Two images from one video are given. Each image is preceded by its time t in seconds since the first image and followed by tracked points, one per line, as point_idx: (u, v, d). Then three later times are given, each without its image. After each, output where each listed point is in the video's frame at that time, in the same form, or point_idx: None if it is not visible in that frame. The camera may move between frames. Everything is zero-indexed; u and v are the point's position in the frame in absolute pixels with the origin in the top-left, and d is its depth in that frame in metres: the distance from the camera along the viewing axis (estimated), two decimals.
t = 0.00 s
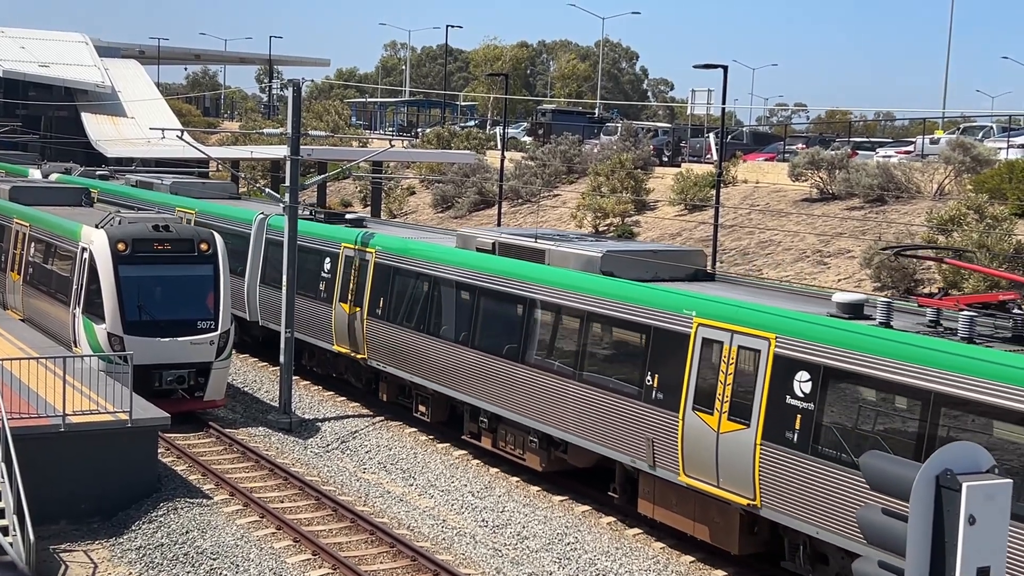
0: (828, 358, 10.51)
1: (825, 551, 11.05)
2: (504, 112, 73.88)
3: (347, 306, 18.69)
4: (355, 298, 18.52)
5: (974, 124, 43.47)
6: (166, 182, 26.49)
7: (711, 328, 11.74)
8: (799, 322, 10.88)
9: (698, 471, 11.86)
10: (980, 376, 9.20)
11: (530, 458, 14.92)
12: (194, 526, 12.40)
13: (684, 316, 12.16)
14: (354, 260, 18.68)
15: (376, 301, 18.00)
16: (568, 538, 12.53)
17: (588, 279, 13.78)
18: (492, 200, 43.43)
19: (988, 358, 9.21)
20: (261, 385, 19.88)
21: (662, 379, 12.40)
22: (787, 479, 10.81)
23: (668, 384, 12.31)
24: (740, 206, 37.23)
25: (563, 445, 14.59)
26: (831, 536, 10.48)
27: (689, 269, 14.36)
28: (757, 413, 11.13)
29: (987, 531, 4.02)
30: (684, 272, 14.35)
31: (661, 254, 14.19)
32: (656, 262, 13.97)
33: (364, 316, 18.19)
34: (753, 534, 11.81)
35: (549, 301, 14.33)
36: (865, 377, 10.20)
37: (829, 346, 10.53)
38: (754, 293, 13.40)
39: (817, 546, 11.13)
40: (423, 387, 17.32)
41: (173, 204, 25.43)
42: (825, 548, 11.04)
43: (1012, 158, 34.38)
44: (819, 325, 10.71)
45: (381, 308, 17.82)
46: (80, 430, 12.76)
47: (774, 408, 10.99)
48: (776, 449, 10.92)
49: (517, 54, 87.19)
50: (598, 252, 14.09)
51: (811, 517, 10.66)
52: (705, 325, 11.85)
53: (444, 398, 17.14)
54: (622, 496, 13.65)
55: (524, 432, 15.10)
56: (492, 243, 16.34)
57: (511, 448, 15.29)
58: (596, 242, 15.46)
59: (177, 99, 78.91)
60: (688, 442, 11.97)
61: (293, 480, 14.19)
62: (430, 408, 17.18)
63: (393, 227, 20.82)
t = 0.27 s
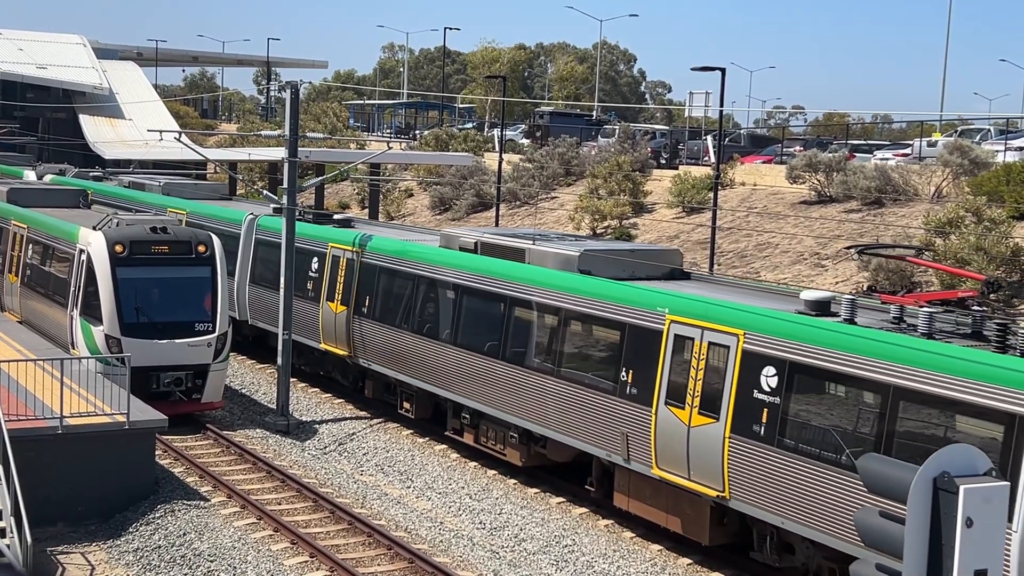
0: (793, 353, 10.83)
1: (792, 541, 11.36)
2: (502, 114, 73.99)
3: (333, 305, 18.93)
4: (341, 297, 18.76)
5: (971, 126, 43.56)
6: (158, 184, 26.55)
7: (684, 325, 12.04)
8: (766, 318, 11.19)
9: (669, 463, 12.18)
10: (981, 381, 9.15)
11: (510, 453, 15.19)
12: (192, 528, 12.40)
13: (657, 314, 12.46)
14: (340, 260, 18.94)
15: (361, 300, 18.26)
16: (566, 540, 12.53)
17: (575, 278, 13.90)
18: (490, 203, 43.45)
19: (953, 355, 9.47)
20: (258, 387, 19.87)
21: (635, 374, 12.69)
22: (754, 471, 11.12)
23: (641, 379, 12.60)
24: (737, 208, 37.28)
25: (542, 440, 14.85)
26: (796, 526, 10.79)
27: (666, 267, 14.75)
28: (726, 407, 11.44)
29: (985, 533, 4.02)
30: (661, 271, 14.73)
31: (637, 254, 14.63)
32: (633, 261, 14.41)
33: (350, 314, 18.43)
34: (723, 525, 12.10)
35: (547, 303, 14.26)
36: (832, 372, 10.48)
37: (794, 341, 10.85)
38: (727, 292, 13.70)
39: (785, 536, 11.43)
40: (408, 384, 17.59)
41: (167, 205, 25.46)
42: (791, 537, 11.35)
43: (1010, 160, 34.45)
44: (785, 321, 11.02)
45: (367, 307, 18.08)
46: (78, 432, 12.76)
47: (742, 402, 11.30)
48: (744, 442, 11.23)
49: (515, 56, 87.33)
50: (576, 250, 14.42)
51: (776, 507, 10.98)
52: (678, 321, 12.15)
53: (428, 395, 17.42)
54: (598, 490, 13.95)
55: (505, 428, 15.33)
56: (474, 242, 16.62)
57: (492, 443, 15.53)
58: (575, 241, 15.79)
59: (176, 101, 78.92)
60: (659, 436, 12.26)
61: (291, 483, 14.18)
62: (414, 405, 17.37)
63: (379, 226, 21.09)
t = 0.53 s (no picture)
0: (765, 350, 11.13)
1: (761, 532, 11.67)
2: (500, 116, 74.02)
3: (321, 303, 19.17)
4: (329, 295, 19.00)
5: (969, 128, 43.65)
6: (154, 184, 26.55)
7: (658, 321, 12.38)
8: (735, 314, 11.53)
9: (643, 456, 12.45)
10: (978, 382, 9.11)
11: (492, 447, 15.49)
12: (189, 530, 12.38)
13: (631, 310, 12.83)
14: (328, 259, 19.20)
15: (348, 298, 18.52)
16: (564, 542, 12.52)
17: (569, 278, 14.02)
18: (488, 204, 43.45)
19: (915, 349, 9.76)
20: (257, 388, 19.86)
21: (612, 369, 13.00)
22: (724, 464, 11.43)
23: (617, 374, 12.91)
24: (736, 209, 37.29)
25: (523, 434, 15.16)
26: (764, 517, 11.10)
27: (645, 266, 14.95)
28: (697, 400, 11.77)
29: (983, 535, 4.02)
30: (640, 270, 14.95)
31: (615, 253, 14.87)
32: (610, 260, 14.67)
33: (337, 312, 18.69)
34: (695, 515, 12.40)
35: (544, 305, 14.25)
36: (815, 370, 10.63)
37: (761, 336, 11.20)
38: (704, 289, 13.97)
39: (754, 527, 11.74)
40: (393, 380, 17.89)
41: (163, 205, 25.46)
42: (760, 527, 11.66)
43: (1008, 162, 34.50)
44: (753, 316, 11.37)
45: (353, 304, 18.35)
46: (75, 433, 12.75)
47: (712, 396, 11.63)
48: (715, 435, 11.55)
49: (514, 57, 87.41)
50: (555, 248, 14.68)
51: (745, 498, 11.28)
52: (652, 318, 12.49)
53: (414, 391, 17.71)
54: (577, 483, 14.28)
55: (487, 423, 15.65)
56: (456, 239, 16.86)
57: (474, 438, 15.84)
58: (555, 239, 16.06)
59: (173, 102, 78.84)
60: (635, 430, 12.56)
61: (289, 484, 14.17)
62: (400, 401, 17.71)
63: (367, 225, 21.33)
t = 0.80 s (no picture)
0: (733, 344, 11.45)
1: (731, 521, 12.01)
2: (498, 116, 74.06)
3: (309, 300, 19.46)
4: (316, 292, 19.29)
5: (968, 129, 43.68)
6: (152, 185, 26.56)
7: (632, 316, 12.67)
8: (706, 309, 11.84)
9: (619, 448, 12.73)
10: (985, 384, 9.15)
11: (474, 442, 15.79)
12: (187, 530, 12.38)
13: (608, 306, 13.13)
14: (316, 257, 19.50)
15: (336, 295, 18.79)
16: (562, 543, 12.52)
17: (561, 277, 14.06)
18: (486, 205, 43.45)
19: (882, 344, 10.06)
20: (255, 389, 19.86)
21: (589, 364, 13.28)
22: (696, 455, 11.72)
23: (594, 369, 13.19)
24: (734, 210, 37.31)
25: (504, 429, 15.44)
26: (734, 507, 11.40)
27: (623, 264, 15.25)
28: (670, 394, 12.08)
29: (982, 536, 4.02)
30: (619, 267, 15.25)
31: (595, 250, 15.13)
32: (590, 257, 14.93)
33: (324, 309, 18.96)
34: (667, 506, 12.73)
35: (543, 306, 14.23)
36: (792, 366, 10.86)
37: (729, 331, 11.52)
38: (677, 285, 14.25)
39: (724, 517, 12.08)
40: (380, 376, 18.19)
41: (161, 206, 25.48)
42: (730, 517, 12.00)
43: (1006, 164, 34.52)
44: (722, 311, 11.69)
45: (340, 302, 18.62)
46: (73, 434, 12.75)
47: (684, 389, 11.94)
48: (688, 428, 11.85)
49: (513, 58, 87.48)
50: (535, 247, 14.98)
51: (715, 489, 11.58)
52: (628, 313, 12.78)
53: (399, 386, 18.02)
54: (555, 475, 14.57)
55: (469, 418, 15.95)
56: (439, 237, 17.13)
57: (457, 432, 16.15)
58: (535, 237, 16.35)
59: (172, 102, 78.87)
60: (610, 424, 12.86)
61: (287, 484, 14.18)
62: (385, 397, 18.03)
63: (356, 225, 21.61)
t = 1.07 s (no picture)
0: (705, 338, 11.77)
1: (702, 511, 12.32)
2: (497, 116, 74.10)
3: (297, 297, 19.78)
4: (304, 289, 19.59)
5: (966, 130, 43.71)
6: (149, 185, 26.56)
7: (609, 312, 12.96)
8: (680, 305, 12.14)
9: (595, 441, 13.07)
10: (987, 385, 9.14)
11: (457, 435, 16.12)
12: (185, 531, 12.37)
13: (585, 302, 13.42)
14: (304, 255, 19.80)
15: (322, 292, 19.09)
16: (560, 543, 12.53)
17: (558, 277, 14.01)
18: (484, 205, 43.44)
19: (848, 338, 10.34)
20: (253, 389, 19.85)
21: (567, 358, 13.58)
22: (670, 448, 12.04)
23: (572, 363, 13.49)
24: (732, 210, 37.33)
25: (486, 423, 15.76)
26: (705, 497, 11.73)
27: (602, 261, 15.51)
28: (644, 387, 12.39)
29: (979, 535, 4.03)
30: (598, 264, 15.51)
31: (575, 247, 15.32)
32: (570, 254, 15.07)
33: (312, 306, 19.27)
34: (642, 497, 13.02)
35: (542, 306, 14.11)
36: (771, 361, 11.05)
37: (699, 325, 11.89)
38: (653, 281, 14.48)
39: (696, 507, 12.39)
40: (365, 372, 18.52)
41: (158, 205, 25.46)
42: (701, 507, 12.32)
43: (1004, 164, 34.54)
44: (695, 306, 12.00)
45: (327, 298, 18.92)
46: (71, 434, 12.74)
47: (657, 382, 12.25)
48: (662, 420, 12.17)
49: (511, 58, 87.50)
50: (516, 244, 15.26)
51: (687, 479, 11.91)
52: (604, 309, 13.08)
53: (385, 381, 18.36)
54: (535, 468, 14.91)
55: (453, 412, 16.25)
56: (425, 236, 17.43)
57: (441, 426, 16.46)
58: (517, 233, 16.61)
59: (170, 102, 78.84)
60: (586, 417, 13.16)
61: (285, 484, 14.17)
62: (371, 391, 18.40)
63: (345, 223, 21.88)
